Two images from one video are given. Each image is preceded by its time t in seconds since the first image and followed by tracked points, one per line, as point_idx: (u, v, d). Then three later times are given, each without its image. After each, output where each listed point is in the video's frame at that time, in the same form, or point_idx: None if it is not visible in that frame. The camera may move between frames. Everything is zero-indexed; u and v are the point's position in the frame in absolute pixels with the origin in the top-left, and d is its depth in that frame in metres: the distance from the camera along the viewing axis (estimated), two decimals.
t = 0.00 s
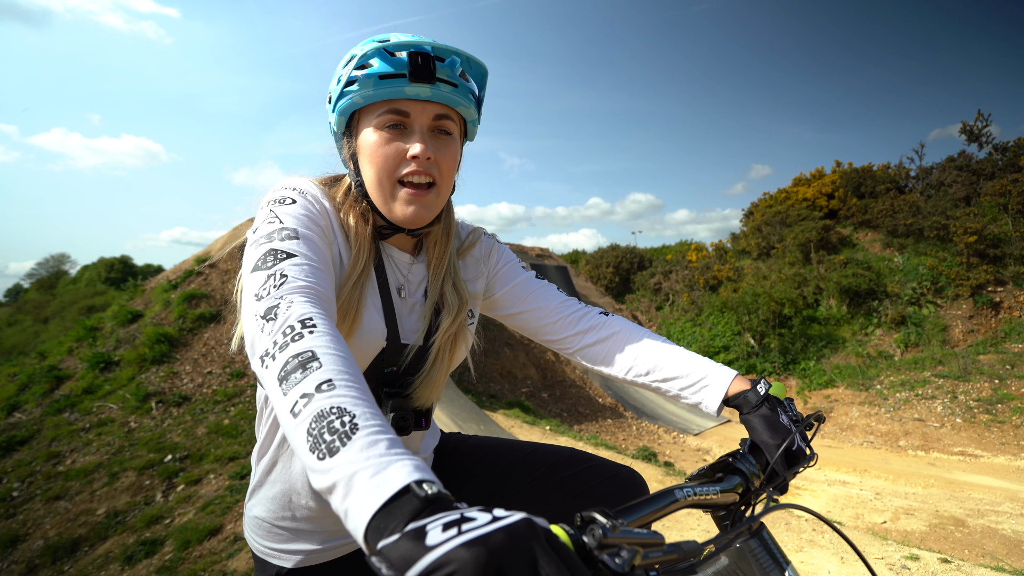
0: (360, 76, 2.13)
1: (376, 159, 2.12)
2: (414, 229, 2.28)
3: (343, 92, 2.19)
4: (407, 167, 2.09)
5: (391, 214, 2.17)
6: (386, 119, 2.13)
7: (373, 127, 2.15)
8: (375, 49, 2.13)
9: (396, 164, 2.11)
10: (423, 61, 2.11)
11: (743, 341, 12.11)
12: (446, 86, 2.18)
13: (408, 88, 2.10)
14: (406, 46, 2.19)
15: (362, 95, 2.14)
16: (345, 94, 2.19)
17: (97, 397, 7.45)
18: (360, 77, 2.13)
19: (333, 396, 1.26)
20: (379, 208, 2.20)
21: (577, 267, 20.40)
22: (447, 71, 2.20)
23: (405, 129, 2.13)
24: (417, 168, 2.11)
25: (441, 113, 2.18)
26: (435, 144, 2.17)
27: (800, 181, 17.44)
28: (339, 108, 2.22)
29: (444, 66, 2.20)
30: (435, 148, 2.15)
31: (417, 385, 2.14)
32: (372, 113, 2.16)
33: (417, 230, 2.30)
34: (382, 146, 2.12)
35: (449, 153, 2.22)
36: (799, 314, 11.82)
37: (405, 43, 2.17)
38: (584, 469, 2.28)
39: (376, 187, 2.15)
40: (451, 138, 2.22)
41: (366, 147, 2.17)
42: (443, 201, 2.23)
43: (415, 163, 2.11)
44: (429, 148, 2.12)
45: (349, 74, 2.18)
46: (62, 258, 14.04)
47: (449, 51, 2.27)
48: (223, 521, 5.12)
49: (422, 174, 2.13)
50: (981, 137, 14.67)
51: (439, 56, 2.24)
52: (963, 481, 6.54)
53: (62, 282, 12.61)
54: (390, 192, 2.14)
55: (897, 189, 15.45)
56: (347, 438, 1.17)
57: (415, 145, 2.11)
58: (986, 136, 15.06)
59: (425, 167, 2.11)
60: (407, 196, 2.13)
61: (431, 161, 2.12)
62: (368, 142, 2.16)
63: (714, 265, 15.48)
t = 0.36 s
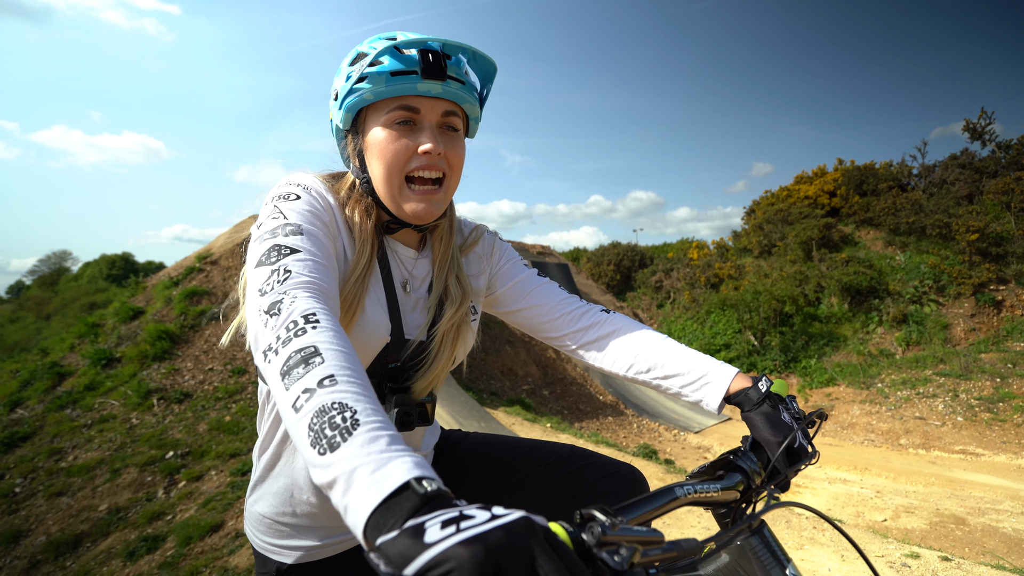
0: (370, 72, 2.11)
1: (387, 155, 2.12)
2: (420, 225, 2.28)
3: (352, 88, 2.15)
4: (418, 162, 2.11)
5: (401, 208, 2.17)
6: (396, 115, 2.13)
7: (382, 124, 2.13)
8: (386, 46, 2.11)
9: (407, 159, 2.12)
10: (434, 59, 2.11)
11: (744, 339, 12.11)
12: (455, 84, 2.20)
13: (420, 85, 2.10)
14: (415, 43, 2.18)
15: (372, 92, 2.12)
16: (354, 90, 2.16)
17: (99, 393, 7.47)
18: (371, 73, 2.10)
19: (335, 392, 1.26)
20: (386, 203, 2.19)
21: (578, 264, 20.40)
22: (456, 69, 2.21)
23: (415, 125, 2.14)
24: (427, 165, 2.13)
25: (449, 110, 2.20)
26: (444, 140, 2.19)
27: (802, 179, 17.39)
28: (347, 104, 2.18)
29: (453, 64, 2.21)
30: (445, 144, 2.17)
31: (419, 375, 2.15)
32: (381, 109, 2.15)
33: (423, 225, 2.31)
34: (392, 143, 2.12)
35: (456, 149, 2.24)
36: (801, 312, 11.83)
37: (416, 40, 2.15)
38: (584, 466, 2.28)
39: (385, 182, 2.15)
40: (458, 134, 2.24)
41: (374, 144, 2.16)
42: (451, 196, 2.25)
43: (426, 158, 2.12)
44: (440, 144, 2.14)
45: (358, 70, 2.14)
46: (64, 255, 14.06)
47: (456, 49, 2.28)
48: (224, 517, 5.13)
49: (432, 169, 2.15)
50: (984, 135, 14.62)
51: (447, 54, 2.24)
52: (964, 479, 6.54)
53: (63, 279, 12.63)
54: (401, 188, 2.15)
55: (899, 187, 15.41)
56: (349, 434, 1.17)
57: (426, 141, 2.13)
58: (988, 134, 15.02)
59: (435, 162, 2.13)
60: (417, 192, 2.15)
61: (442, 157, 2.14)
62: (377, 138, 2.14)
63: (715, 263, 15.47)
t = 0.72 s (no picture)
0: (376, 72, 2.10)
1: (390, 155, 2.12)
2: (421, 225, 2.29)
3: (357, 88, 2.15)
4: (422, 163, 2.12)
5: (403, 208, 2.18)
6: (400, 116, 2.14)
7: (386, 124, 2.14)
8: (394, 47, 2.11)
9: (411, 160, 2.13)
10: (441, 62, 2.12)
11: (745, 339, 12.11)
12: (460, 87, 2.21)
13: (425, 87, 2.10)
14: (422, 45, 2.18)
15: (378, 92, 2.12)
16: (359, 90, 2.16)
17: (100, 394, 7.46)
18: (377, 74, 2.10)
19: (333, 391, 1.26)
20: (389, 202, 2.20)
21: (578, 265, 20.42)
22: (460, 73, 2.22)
23: (420, 126, 2.15)
24: (431, 165, 2.14)
25: (453, 113, 2.21)
26: (447, 142, 2.20)
27: (802, 179, 17.40)
28: (351, 104, 2.18)
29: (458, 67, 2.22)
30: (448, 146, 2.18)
31: (418, 376, 2.16)
32: (385, 109, 2.15)
33: (423, 226, 2.31)
34: (396, 143, 2.12)
35: (459, 151, 2.25)
36: (801, 311, 11.85)
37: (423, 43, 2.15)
38: (583, 467, 2.28)
39: (388, 182, 2.15)
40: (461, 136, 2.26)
41: (377, 144, 2.16)
42: (453, 196, 2.26)
43: (430, 159, 2.13)
44: (444, 145, 2.15)
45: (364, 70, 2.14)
46: (66, 256, 14.07)
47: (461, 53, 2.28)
48: (225, 518, 5.13)
49: (435, 169, 2.16)
50: (984, 135, 14.64)
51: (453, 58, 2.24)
52: (965, 479, 6.54)
53: (64, 280, 12.63)
54: (404, 188, 2.15)
55: (900, 187, 15.43)
56: (348, 434, 1.17)
57: (430, 142, 2.14)
58: (988, 134, 15.05)
59: (439, 163, 2.15)
60: (419, 193, 2.16)
61: (445, 158, 2.15)
62: (381, 138, 2.15)
63: (716, 263, 15.48)
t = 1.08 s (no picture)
0: (377, 74, 2.10)
1: (392, 157, 2.12)
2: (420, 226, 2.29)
3: (359, 90, 2.15)
4: (423, 165, 2.12)
5: (405, 210, 2.18)
6: (402, 118, 2.13)
7: (388, 126, 2.14)
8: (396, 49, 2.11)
9: (412, 161, 2.13)
10: (442, 63, 2.12)
11: (744, 339, 12.12)
12: (461, 88, 2.21)
13: (427, 89, 2.10)
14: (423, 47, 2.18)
15: (380, 94, 2.12)
16: (360, 92, 2.15)
17: (99, 396, 7.45)
18: (379, 75, 2.10)
19: (333, 389, 1.26)
20: (389, 204, 2.20)
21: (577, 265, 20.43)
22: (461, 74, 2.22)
23: (421, 128, 2.15)
24: (432, 167, 2.15)
25: (454, 114, 2.21)
26: (448, 143, 2.20)
27: (801, 179, 17.42)
28: (353, 105, 2.18)
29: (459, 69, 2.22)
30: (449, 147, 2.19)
31: (418, 374, 2.16)
32: (387, 111, 2.15)
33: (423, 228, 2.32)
34: (397, 144, 2.12)
35: (460, 153, 2.25)
36: (800, 311, 11.87)
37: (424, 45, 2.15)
38: (582, 467, 2.28)
39: (390, 184, 2.15)
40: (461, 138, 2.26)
41: (379, 146, 2.16)
42: (453, 198, 2.27)
43: (432, 161, 2.14)
44: (445, 147, 2.16)
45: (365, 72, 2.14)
46: (65, 258, 14.06)
47: (462, 55, 2.29)
48: (225, 519, 5.12)
49: (437, 171, 2.17)
50: (982, 134, 14.67)
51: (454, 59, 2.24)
52: (964, 478, 6.55)
53: (63, 281, 12.62)
54: (405, 190, 2.15)
55: (898, 186, 15.46)
56: (348, 431, 1.17)
57: (432, 143, 2.14)
58: (987, 133, 15.07)
59: (440, 165, 2.15)
60: (420, 195, 2.17)
61: (447, 159, 2.16)
62: (382, 140, 2.14)
63: (715, 263, 15.50)
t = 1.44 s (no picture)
0: (410, 68, 2.14)
1: (416, 151, 2.19)
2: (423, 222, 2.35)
3: (384, 80, 2.14)
4: (444, 163, 2.23)
5: (419, 204, 2.25)
6: (425, 115, 2.21)
7: (413, 120, 2.19)
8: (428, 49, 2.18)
9: (433, 158, 2.22)
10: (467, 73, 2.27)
11: (743, 338, 12.15)
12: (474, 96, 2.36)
13: (454, 92, 2.22)
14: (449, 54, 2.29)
15: (409, 88, 2.15)
16: (386, 82, 2.15)
17: (96, 398, 7.42)
18: (411, 70, 2.14)
19: (326, 389, 1.25)
20: (399, 195, 2.25)
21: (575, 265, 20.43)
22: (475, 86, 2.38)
23: (441, 127, 2.25)
24: (450, 165, 2.26)
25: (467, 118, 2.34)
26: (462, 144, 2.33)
27: (798, 178, 17.47)
28: (376, 93, 2.16)
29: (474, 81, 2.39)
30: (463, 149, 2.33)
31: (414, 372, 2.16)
32: (411, 105, 2.19)
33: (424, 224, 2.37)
34: (422, 140, 2.19)
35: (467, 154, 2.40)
36: (798, 310, 11.91)
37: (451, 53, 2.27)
38: (581, 466, 2.28)
39: (409, 177, 2.21)
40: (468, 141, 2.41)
41: (401, 139, 2.19)
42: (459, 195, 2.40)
43: (451, 160, 2.26)
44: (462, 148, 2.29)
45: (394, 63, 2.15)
46: (61, 260, 14.01)
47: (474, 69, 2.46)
48: (223, 521, 5.11)
49: (452, 170, 2.29)
50: (979, 133, 14.73)
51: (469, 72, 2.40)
52: (961, 475, 6.58)
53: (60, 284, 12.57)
54: (424, 185, 2.23)
55: (895, 185, 15.51)
56: (343, 431, 1.16)
57: (451, 143, 2.25)
58: (983, 132, 15.13)
59: (456, 164, 2.28)
60: (437, 190, 2.26)
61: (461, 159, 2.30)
62: (406, 133, 2.18)
63: (713, 262, 15.51)
